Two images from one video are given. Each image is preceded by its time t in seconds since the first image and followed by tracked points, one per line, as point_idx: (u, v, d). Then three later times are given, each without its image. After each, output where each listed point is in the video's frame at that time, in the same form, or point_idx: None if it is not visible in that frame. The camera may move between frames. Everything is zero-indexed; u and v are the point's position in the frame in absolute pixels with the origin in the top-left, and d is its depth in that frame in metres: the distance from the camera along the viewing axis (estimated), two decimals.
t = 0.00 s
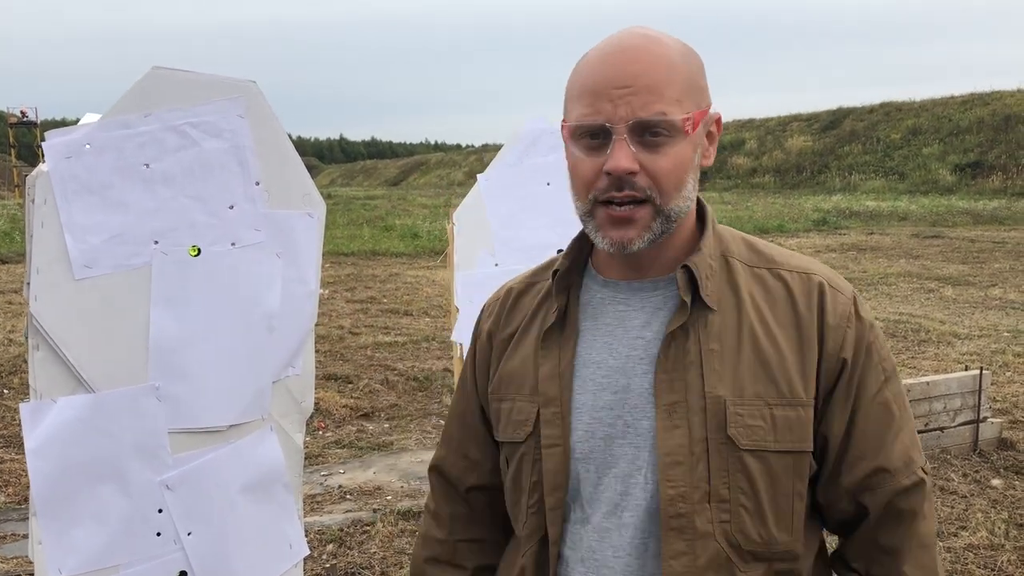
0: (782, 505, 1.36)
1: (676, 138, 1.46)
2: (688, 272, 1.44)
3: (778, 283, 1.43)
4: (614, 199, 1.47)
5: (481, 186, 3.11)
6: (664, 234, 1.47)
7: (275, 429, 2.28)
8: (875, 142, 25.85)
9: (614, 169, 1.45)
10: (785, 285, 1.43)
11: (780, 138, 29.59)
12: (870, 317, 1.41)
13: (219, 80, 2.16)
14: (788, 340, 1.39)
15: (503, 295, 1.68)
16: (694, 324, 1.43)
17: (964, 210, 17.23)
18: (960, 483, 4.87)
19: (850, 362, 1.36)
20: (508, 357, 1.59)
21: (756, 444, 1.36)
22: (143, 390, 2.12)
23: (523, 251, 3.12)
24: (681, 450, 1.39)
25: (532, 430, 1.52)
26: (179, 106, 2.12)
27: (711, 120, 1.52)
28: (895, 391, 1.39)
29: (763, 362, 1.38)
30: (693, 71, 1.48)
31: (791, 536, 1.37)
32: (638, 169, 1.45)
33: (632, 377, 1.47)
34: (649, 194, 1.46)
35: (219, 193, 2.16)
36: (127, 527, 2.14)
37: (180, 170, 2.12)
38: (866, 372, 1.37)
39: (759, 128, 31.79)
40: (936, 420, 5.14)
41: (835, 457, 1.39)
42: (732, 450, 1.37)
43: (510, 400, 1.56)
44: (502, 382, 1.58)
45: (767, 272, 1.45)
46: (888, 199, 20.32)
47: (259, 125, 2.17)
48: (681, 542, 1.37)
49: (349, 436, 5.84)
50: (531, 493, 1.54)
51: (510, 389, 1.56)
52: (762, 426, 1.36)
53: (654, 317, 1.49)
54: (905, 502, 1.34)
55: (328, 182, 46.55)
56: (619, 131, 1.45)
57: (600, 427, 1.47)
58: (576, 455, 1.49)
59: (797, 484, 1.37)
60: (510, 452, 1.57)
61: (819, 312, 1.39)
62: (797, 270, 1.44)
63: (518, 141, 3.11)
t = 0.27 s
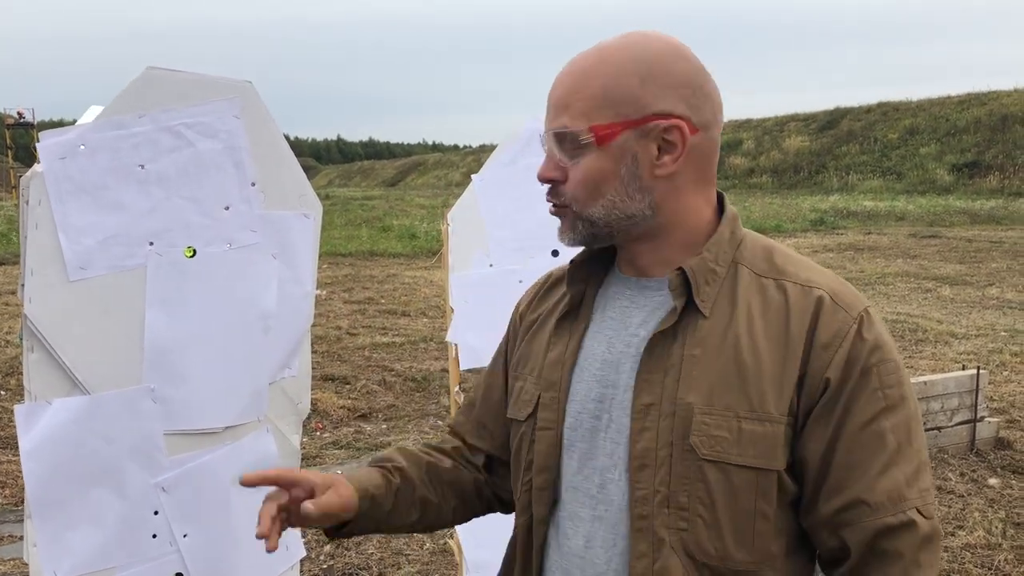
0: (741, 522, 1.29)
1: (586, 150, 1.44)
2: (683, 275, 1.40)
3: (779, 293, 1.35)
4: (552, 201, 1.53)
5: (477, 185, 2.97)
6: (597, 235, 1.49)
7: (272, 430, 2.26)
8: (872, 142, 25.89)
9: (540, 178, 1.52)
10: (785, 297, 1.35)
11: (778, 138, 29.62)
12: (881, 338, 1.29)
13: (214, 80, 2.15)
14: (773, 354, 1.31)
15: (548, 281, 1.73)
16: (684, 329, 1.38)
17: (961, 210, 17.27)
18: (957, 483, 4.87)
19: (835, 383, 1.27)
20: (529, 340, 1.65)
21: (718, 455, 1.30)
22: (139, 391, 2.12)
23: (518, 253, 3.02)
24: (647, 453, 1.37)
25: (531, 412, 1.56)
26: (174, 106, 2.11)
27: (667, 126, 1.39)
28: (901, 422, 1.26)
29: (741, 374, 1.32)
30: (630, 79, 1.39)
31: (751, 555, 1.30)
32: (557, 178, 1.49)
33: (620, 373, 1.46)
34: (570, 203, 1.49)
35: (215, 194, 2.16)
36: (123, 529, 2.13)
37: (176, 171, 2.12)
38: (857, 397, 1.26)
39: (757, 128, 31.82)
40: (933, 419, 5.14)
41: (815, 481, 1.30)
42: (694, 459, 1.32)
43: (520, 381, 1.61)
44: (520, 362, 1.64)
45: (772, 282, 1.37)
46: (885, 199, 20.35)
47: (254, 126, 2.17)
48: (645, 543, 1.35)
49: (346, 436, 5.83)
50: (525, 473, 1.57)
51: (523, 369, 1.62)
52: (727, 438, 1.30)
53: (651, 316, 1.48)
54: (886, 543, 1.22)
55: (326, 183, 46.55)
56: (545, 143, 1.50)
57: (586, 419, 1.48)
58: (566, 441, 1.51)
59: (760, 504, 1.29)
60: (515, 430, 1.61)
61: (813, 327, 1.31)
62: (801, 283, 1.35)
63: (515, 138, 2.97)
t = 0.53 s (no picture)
0: (711, 533, 1.27)
1: (585, 152, 1.43)
2: (681, 279, 1.37)
3: (777, 305, 1.31)
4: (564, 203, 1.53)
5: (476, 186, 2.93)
6: (605, 237, 1.48)
7: (266, 432, 2.26)
8: (869, 141, 25.91)
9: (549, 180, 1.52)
10: (783, 310, 1.30)
11: (775, 136, 29.64)
12: (878, 359, 1.23)
13: (207, 79, 2.14)
14: (761, 367, 1.27)
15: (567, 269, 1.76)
16: (680, 333, 1.37)
17: (958, 208, 17.28)
18: (954, 481, 4.87)
19: (818, 403, 1.23)
20: (542, 324, 1.68)
21: (694, 465, 1.28)
22: (132, 393, 2.11)
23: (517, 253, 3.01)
24: (629, 453, 1.36)
25: (532, 397, 1.59)
26: (166, 105, 2.10)
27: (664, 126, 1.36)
28: (888, 451, 1.21)
29: (726, 386, 1.29)
30: (626, 78, 1.37)
31: (719, 567, 1.28)
32: (564, 179, 1.48)
33: (614, 367, 1.47)
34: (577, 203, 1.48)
35: (209, 195, 2.15)
36: (117, 532, 2.13)
37: (169, 172, 2.11)
38: (842, 418, 1.22)
39: (754, 126, 31.83)
40: (930, 417, 5.14)
41: (793, 499, 1.27)
42: (670, 466, 1.30)
43: (529, 363, 1.64)
44: (531, 344, 1.67)
45: (773, 293, 1.33)
46: (882, 198, 20.37)
47: (247, 126, 2.16)
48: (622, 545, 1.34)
49: (343, 437, 5.83)
50: (521, 456, 1.59)
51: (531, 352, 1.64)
52: (703, 448, 1.28)
53: (651, 315, 1.47)
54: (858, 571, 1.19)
55: (323, 183, 46.52)
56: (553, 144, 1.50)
57: (579, 410, 1.49)
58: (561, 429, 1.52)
59: (731, 516, 1.27)
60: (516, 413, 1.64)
61: (804, 343, 1.26)
62: (800, 297, 1.30)
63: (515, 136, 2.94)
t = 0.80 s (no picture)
0: (723, 537, 1.30)
1: (598, 161, 1.43)
2: (697, 280, 1.38)
3: (795, 308, 1.33)
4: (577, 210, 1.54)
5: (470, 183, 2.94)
6: (619, 243, 1.48)
7: (260, 432, 2.25)
8: (866, 138, 25.90)
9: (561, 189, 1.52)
10: (801, 315, 1.32)
11: (772, 135, 29.63)
12: (897, 367, 1.25)
13: (201, 78, 2.13)
14: (780, 373, 1.29)
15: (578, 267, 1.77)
16: (695, 335, 1.38)
17: (955, 205, 17.27)
18: (952, 479, 4.87)
19: (837, 411, 1.25)
20: (555, 323, 1.69)
21: (708, 468, 1.30)
22: (125, 393, 2.10)
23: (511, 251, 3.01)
24: (640, 455, 1.38)
25: (543, 395, 1.61)
26: (159, 104, 2.09)
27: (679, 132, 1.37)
28: (908, 459, 1.22)
29: (744, 392, 1.31)
30: (639, 84, 1.38)
31: (729, 569, 1.31)
32: (577, 187, 1.49)
33: (627, 368, 1.48)
34: (592, 211, 1.49)
35: (202, 193, 2.14)
36: (110, 532, 2.12)
37: (162, 170, 2.10)
38: (861, 427, 1.24)
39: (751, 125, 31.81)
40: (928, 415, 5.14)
41: (809, 505, 1.30)
42: (683, 469, 1.33)
43: (541, 362, 1.65)
44: (543, 342, 1.68)
45: (792, 296, 1.34)
46: (879, 196, 20.35)
47: (241, 125, 2.15)
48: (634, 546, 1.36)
49: (340, 436, 5.82)
50: (530, 454, 1.61)
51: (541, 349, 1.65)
52: (719, 452, 1.30)
53: (665, 315, 1.48)
54: None
55: (320, 182, 46.45)
56: (563, 154, 1.51)
57: (590, 409, 1.51)
58: (570, 428, 1.54)
59: (743, 521, 1.30)
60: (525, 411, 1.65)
61: (823, 350, 1.28)
62: (820, 302, 1.32)
63: (508, 134, 2.97)
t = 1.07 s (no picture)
0: (739, 531, 1.29)
1: (681, 138, 1.40)
2: (699, 279, 1.39)
3: (794, 303, 1.34)
4: (623, 192, 1.46)
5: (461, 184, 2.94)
6: (673, 229, 1.44)
7: (253, 432, 2.24)
8: (861, 139, 25.95)
9: (615, 166, 1.43)
10: (802, 309, 1.33)
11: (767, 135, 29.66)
12: (898, 356, 1.26)
13: (194, 77, 2.12)
14: (785, 365, 1.30)
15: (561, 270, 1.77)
16: (698, 332, 1.38)
17: (950, 206, 17.31)
18: (947, 479, 4.89)
19: (845, 401, 1.25)
20: (543, 325, 1.69)
21: (720, 463, 1.30)
22: (119, 393, 2.10)
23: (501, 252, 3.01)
24: (649, 453, 1.38)
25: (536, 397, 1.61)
26: (153, 104, 2.09)
27: (736, 116, 1.43)
28: (913, 446, 1.23)
29: (751, 386, 1.31)
30: (725, 65, 1.42)
31: (746, 566, 1.29)
32: (643, 164, 1.42)
33: (626, 367, 1.48)
34: (656, 191, 1.42)
35: (196, 193, 2.14)
36: (104, 532, 2.11)
37: (155, 170, 2.10)
38: (869, 417, 1.24)
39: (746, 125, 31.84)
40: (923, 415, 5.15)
41: (819, 497, 1.29)
42: (695, 465, 1.32)
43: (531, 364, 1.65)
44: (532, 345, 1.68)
45: (791, 292, 1.36)
46: (874, 196, 20.39)
47: (235, 124, 2.15)
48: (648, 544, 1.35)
49: (335, 436, 5.81)
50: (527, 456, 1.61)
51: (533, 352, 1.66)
52: (731, 447, 1.30)
53: (663, 314, 1.48)
54: (890, 567, 1.21)
55: (315, 182, 46.40)
56: (622, 130, 1.43)
57: (588, 409, 1.51)
58: (568, 429, 1.54)
59: (758, 515, 1.29)
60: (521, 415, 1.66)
61: (826, 342, 1.29)
62: (819, 295, 1.33)
63: (498, 135, 2.97)
